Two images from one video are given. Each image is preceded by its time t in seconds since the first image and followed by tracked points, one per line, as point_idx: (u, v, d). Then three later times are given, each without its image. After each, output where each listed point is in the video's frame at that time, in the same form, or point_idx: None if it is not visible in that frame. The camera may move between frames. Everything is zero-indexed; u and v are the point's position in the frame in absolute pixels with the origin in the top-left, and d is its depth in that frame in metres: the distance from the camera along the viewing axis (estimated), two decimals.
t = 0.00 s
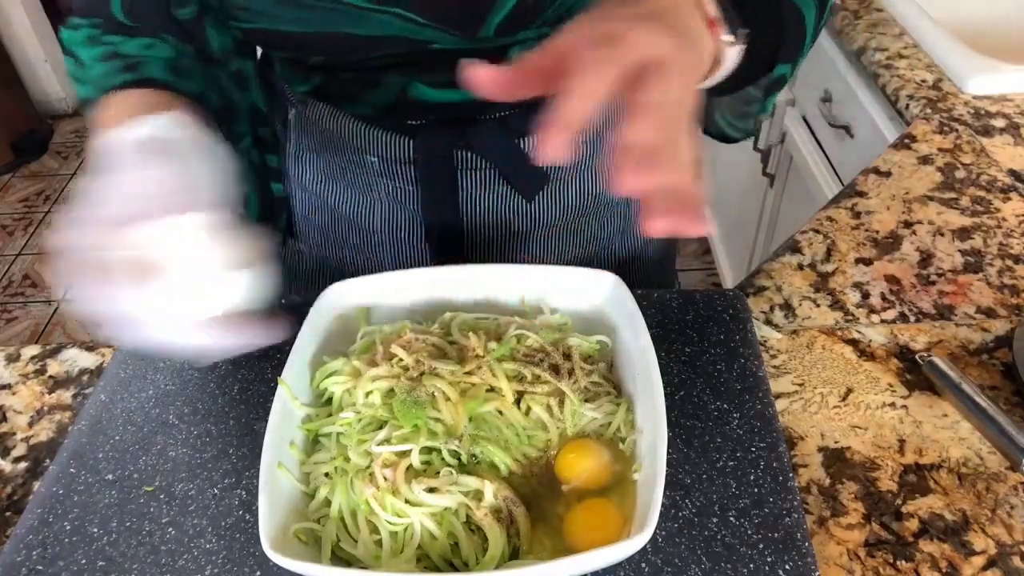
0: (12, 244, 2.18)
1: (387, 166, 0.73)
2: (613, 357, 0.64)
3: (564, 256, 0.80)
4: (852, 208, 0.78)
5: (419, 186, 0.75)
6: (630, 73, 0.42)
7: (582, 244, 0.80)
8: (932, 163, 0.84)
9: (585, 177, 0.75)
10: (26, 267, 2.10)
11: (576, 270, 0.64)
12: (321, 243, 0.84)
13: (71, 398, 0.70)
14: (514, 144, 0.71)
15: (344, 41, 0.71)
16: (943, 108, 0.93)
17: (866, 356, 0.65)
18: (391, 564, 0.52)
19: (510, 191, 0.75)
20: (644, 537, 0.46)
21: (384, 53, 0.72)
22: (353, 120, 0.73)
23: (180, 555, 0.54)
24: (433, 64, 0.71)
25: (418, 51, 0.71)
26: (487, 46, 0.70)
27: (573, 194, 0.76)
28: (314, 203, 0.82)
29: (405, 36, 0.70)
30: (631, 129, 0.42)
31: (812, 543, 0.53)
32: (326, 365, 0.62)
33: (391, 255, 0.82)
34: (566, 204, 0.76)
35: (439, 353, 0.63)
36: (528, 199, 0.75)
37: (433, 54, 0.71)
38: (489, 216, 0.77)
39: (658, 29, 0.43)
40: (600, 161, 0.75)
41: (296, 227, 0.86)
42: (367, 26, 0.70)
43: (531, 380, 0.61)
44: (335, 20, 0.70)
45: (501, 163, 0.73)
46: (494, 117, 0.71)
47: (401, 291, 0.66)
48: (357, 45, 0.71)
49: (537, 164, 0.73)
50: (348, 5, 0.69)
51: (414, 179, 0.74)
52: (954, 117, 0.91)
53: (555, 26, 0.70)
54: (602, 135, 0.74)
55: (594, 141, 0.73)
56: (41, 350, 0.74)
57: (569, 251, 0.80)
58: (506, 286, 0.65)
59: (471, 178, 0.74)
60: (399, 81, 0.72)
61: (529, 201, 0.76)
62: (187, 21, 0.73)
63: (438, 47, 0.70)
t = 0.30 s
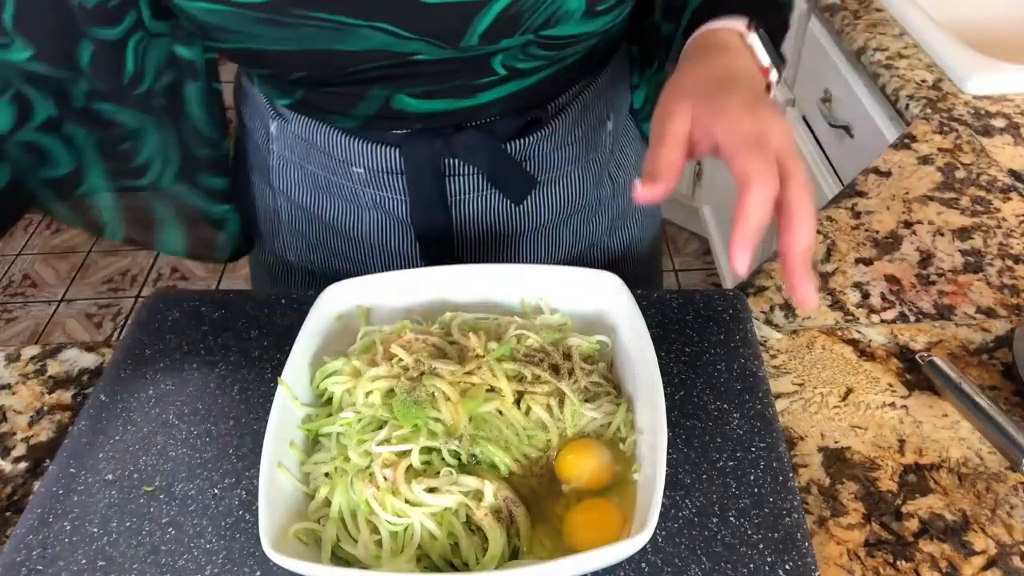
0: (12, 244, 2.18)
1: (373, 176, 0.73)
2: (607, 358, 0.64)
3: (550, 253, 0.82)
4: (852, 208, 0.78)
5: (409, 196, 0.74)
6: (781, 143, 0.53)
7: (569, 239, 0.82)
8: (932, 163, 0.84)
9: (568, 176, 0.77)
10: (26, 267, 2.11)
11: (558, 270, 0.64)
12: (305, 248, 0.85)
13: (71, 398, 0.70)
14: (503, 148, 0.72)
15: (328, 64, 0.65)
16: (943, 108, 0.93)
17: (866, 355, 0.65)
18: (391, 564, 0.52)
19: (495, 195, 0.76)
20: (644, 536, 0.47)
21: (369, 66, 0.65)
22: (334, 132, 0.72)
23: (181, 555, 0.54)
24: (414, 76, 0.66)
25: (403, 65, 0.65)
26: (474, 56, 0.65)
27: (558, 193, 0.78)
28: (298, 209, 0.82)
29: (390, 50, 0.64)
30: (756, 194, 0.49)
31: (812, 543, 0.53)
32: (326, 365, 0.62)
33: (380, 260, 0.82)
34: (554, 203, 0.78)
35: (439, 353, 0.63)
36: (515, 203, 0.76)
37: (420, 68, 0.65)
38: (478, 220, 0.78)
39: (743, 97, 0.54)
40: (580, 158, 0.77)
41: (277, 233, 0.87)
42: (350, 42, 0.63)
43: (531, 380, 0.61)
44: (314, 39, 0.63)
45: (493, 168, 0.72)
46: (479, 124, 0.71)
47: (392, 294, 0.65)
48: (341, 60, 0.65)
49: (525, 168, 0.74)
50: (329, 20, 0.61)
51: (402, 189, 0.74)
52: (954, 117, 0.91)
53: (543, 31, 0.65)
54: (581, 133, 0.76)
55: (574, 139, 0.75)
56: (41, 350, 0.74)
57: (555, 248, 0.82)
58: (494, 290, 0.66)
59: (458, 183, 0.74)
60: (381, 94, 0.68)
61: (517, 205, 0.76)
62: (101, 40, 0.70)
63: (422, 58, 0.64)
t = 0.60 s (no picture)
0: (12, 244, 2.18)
1: (368, 182, 0.72)
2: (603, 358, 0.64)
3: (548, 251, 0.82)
4: (852, 208, 0.78)
5: (405, 199, 0.74)
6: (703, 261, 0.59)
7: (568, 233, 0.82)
8: (932, 163, 0.84)
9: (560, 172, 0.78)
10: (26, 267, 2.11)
11: (556, 270, 0.64)
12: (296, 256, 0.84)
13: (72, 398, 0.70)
14: (498, 148, 0.71)
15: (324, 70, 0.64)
16: (943, 108, 0.93)
17: (866, 355, 0.65)
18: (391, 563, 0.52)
19: (490, 195, 0.75)
20: (644, 536, 0.47)
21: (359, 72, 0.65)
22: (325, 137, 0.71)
23: (181, 555, 0.54)
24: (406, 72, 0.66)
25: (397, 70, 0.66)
26: (465, 58, 0.66)
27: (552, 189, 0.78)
28: (287, 217, 0.81)
29: (382, 55, 0.64)
30: (691, 317, 0.56)
31: (812, 543, 0.53)
32: (326, 365, 0.62)
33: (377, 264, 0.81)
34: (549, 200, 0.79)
35: (439, 353, 0.63)
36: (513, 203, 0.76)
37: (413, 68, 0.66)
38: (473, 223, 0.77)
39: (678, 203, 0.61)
40: (570, 155, 0.78)
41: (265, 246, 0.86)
42: (345, 47, 0.63)
43: (531, 380, 0.61)
44: (306, 44, 0.63)
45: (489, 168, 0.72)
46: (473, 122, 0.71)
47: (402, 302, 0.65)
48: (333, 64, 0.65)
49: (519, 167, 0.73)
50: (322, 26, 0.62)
51: (397, 194, 0.73)
52: (954, 117, 0.91)
53: (533, 32, 0.66)
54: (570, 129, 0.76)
55: (564, 135, 0.76)
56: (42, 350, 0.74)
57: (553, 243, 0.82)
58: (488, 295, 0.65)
59: (455, 184, 0.73)
60: (371, 98, 0.68)
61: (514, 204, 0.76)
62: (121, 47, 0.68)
63: (413, 62, 0.65)
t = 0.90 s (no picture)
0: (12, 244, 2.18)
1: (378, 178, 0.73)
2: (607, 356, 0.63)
3: (537, 251, 0.84)
4: (852, 208, 0.78)
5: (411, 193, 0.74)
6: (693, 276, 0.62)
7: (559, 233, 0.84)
8: (932, 163, 0.84)
9: (561, 169, 0.79)
10: (26, 267, 2.11)
11: (558, 271, 0.65)
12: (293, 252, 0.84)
13: (71, 398, 0.70)
14: (509, 142, 0.73)
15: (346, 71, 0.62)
16: (943, 108, 0.93)
17: (866, 355, 0.65)
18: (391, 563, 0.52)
19: (496, 189, 0.76)
20: (644, 537, 0.47)
21: (404, 63, 0.61)
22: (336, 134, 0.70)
23: (180, 555, 0.54)
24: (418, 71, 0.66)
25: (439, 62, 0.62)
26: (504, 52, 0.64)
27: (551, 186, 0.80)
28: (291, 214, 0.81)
29: (431, 47, 0.60)
30: (691, 327, 0.58)
31: (812, 543, 0.53)
32: (327, 365, 0.62)
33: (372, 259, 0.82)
34: (547, 195, 0.80)
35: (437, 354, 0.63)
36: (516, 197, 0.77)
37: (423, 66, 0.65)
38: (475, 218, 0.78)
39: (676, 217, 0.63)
40: (574, 151, 0.79)
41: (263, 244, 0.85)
42: (401, 38, 0.59)
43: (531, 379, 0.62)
44: (362, 32, 0.57)
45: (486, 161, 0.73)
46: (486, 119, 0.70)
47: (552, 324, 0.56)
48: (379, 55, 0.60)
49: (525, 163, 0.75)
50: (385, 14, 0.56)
51: (405, 188, 0.74)
52: (954, 117, 0.91)
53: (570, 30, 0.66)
54: (576, 127, 0.78)
55: (569, 131, 0.77)
56: (41, 350, 0.74)
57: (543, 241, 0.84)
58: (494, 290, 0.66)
59: (463, 179, 0.74)
60: (399, 89, 0.64)
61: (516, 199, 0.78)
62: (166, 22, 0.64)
63: (455, 55, 0.62)
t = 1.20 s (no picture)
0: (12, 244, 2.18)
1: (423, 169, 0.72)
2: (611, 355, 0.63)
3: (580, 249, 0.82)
4: (852, 208, 0.78)
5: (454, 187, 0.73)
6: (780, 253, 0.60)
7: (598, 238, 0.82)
8: (932, 163, 0.84)
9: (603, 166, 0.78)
10: (26, 267, 2.11)
11: (591, 274, 0.65)
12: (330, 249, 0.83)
13: (71, 398, 0.70)
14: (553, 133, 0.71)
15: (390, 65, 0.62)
16: (943, 108, 0.93)
17: (866, 355, 0.65)
18: (390, 563, 0.52)
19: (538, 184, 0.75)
20: (644, 536, 0.47)
21: (456, 55, 0.61)
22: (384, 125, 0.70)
23: (180, 555, 0.54)
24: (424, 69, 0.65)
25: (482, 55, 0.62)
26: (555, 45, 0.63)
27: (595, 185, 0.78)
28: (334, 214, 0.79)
29: (485, 39, 0.60)
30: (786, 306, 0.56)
31: (812, 543, 0.53)
32: (327, 365, 0.62)
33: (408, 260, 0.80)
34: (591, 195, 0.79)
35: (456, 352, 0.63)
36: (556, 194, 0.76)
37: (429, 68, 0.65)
38: (516, 214, 0.77)
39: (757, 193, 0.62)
40: (615, 147, 0.78)
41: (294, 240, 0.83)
42: (456, 29, 0.59)
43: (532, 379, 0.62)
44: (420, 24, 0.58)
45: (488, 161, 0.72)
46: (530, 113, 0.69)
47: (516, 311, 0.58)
48: (430, 46, 0.60)
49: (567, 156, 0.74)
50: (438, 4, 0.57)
51: (450, 181, 0.72)
52: (954, 117, 0.91)
53: (619, 25, 0.66)
54: (618, 122, 0.77)
55: (612, 126, 0.77)
56: (41, 350, 0.74)
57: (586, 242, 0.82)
58: (540, 284, 0.65)
59: (507, 171, 0.73)
60: (449, 82, 0.64)
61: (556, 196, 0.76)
62: None
63: (508, 48, 0.62)
